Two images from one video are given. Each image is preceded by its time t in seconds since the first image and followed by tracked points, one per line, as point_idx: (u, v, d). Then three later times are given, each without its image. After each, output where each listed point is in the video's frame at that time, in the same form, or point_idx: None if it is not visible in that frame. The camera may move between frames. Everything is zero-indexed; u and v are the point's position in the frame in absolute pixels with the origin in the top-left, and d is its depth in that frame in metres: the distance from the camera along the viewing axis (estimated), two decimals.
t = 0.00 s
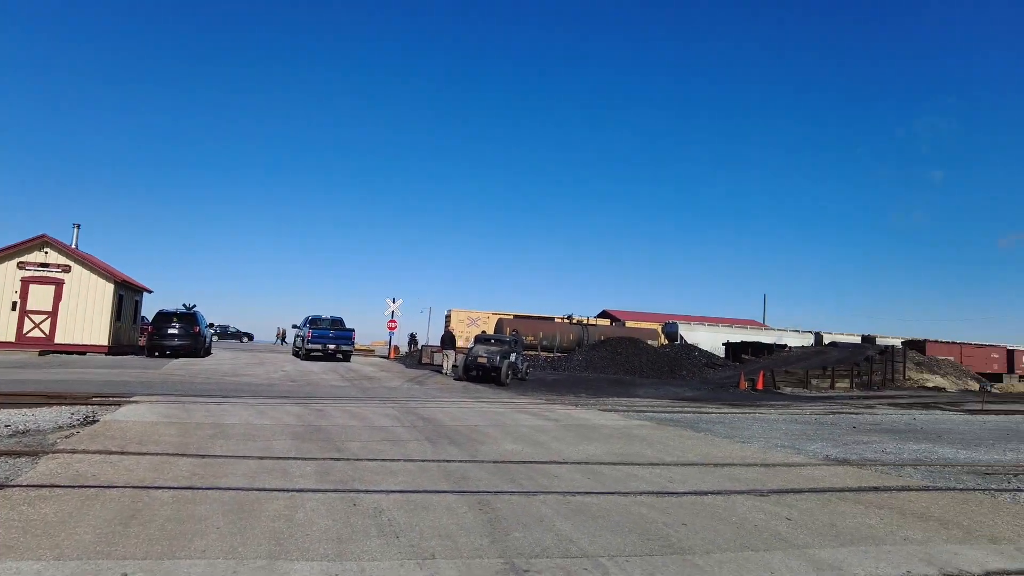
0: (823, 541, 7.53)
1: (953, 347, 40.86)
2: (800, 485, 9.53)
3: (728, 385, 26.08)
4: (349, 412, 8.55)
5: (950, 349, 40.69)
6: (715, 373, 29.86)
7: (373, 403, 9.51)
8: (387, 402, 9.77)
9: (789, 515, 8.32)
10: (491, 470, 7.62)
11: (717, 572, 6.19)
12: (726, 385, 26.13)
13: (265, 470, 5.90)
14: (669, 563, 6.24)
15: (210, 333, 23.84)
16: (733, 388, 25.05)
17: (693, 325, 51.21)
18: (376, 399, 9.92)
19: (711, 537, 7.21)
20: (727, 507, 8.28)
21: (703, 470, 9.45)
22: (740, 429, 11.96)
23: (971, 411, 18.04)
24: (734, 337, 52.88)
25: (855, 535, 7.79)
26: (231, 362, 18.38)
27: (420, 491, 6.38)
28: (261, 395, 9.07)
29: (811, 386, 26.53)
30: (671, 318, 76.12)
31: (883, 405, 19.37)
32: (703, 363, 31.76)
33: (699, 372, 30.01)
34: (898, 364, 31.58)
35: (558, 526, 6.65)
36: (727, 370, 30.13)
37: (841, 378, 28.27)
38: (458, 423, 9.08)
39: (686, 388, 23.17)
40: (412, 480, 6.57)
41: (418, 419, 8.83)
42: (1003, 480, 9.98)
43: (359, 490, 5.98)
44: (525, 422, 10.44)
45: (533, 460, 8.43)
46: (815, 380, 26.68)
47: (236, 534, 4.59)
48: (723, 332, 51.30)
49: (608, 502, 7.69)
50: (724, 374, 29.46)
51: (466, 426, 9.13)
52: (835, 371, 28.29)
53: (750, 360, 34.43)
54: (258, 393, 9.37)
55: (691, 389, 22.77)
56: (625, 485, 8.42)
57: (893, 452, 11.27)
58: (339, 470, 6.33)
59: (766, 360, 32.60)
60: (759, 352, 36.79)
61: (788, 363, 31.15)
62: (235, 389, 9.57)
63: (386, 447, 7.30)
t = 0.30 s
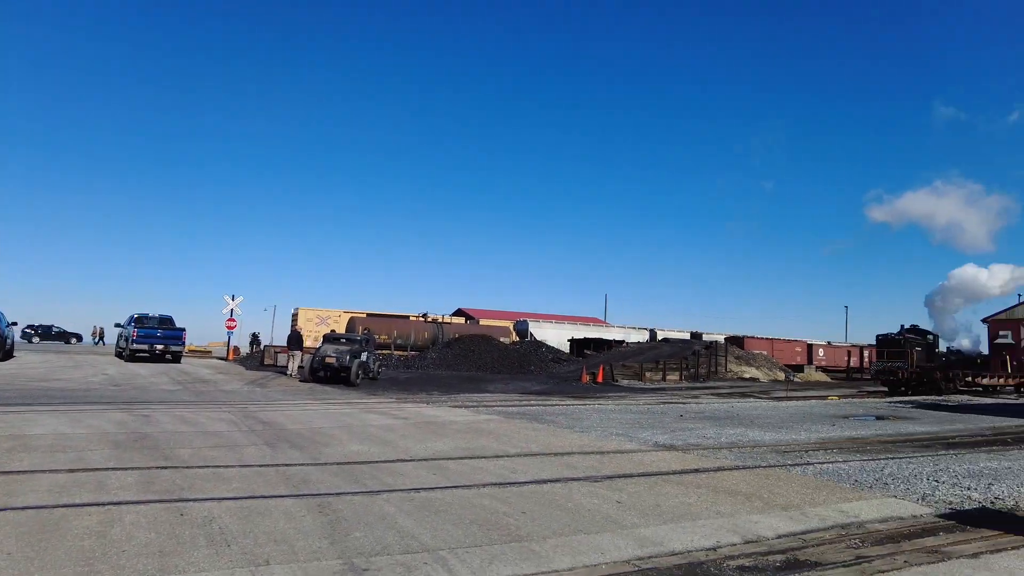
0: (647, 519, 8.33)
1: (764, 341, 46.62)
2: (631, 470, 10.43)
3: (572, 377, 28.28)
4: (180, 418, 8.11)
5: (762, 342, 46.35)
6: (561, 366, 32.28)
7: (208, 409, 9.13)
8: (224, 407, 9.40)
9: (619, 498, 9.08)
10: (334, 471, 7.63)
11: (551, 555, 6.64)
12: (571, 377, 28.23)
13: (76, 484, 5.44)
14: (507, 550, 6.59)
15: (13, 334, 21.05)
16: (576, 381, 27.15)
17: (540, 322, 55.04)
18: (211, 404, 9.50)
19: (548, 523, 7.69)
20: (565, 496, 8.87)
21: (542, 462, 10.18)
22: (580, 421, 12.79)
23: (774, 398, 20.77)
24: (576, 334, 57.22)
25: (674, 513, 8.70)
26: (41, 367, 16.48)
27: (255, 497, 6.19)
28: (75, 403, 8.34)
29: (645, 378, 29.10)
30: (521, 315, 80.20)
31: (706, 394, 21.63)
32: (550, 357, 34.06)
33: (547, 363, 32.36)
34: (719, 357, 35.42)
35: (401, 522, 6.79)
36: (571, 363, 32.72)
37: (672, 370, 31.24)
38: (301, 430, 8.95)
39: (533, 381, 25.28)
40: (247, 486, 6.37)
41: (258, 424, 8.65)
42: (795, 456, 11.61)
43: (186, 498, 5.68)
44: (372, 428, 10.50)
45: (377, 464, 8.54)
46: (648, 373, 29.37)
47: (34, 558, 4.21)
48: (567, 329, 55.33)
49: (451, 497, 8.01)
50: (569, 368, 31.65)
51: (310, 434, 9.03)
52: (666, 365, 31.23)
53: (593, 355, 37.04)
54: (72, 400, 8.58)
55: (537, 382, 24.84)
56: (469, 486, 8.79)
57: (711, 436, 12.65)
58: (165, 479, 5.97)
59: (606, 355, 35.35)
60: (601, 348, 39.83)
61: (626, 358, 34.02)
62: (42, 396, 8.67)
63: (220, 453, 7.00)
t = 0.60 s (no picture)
0: (518, 510, 8.69)
1: (634, 336, 49.57)
2: (504, 462, 10.81)
3: (451, 372, 29.13)
4: (14, 425, 7.43)
5: (633, 337, 49.29)
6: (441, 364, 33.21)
7: (49, 413, 8.43)
8: (69, 412, 8.71)
9: (492, 490, 9.38)
10: (193, 476, 7.31)
11: (422, 550, 6.76)
12: (450, 373, 29.00)
13: None
14: (377, 548, 6.62)
15: None
16: (457, 377, 27.86)
17: (422, 319, 55.45)
18: (54, 408, 8.78)
19: (420, 519, 7.82)
20: (438, 491, 9.03)
21: (417, 464, 10.29)
22: (459, 421, 12.82)
23: (641, 390, 22.25)
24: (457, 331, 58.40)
25: (543, 502, 9.13)
26: None
27: (101, 508, 5.82)
28: None
29: (523, 372, 30.13)
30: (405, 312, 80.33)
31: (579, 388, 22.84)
32: (431, 355, 34.92)
33: (426, 361, 33.27)
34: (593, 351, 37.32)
35: (265, 526, 6.63)
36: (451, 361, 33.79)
37: (548, 365, 32.70)
38: (158, 435, 8.48)
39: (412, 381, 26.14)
40: (92, 496, 5.97)
41: (107, 429, 8.07)
42: (657, 443, 12.53)
43: (17, 516, 5.29)
44: (237, 431, 10.17)
45: (242, 468, 8.27)
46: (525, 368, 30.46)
47: None
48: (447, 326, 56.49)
49: (320, 498, 7.94)
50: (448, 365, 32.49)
51: (168, 438, 8.59)
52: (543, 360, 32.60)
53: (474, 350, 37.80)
54: None
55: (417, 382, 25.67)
56: (340, 487, 8.74)
57: (582, 427, 13.34)
58: None
59: (486, 351, 36.27)
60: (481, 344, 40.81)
61: (504, 354, 35.09)
62: None
63: (61, 463, 6.50)
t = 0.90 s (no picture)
0: (412, 509, 8.63)
1: (533, 332, 50.70)
2: (400, 461, 10.81)
3: (348, 372, 28.88)
4: None
5: (532, 333, 50.46)
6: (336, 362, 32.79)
7: None
8: None
9: (386, 490, 9.31)
10: (57, 489, 6.79)
11: (311, 553, 6.52)
12: (348, 373, 28.68)
13: None
14: (264, 553, 6.38)
15: None
16: (354, 376, 27.58)
17: (318, 316, 53.96)
18: None
19: (311, 522, 7.65)
20: (331, 493, 8.87)
21: (310, 467, 10.09)
22: (355, 423, 13.26)
23: (538, 384, 22.87)
24: (354, 327, 57.45)
25: (438, 499, 9.12)
26: None
27: None
28: None
29: (422, 370, 30.11)
30: (301, 309, 77.95)
31: (478, 384, 23.22)
32: (325, 354, 34.33)
33: (321, 360, 32.72)
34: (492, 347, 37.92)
35: (140, 538, 6.28)
36: (347, 360, 33.43)
37: (447, 362, 32.98)
38: (17, 443, 7.81)
39: (307, 381, 25.74)
40: None
41: None
42: (551, 436, 12.93)
43: None
44: (110, 437, 9.51)
45: (115, 476, 7.77)
46: (425, 365, 30.45)
47: None
48: (344, 324, 55.65)
49: (203, 505, 7.61)
50: (345, 364, 32.06)
51: (28, 447, 7.92)
52: (443, 357, 32.72)
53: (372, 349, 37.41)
54: None
55: (313, 382, 25.34)
56: (225, 492, 8.41)
57: (479, 422, 13.54)
58: None
59: (384, 350, 36.04)
60: (380, 341, 40.52)
61: (403, 352, 35.06)
62: None
63: None
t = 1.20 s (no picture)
0: (338, 509, 8.29)
1: (462, 328, 50.67)
2: (326, 461, 10.61)
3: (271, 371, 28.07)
4: None
5: (462, 329, 50.54)
6: (258, 361, 31.74)
7: None
8: None
9: (311, 491, 9.08)
10: None
11: (232, 557, 6.27)
12: (270, 372, 27.83)
13: None
14: (180, 560, 6.10)
15: None
16: (277, 375, 26.79)
17: (239, 313, 51.97)
18: None
19: (231, 525, 7.27)
20: (252, 495, 8.60)
21: (230, 469, 9.77)
22: (278, 423, 12.93)
23: (468, 381, 22.93)
24: (277, 324, 55.70)
25: (365, 498, 8.90)
26: None
27: None
28: None
29: (350, 368, 29.63)
30: (221, 306, 74.90)
31: (407, 381, 23.03)
32: (246, 352, 33.15)
33: (242, 359, 31.58)
34: (421, 344, 37.69)
35: (41, 551, 5.91)
36: (269, 359, 32.40)
37: (376, 359, 32.55)
38: None
39: (227, 380, 24.83)
40: None
41: None
42: (480, 432, 13.00)
43: None
44: (6, 444, 8.88)
45: (12, 486, 7.27)
46: (353, 363, 29.98)
47: None
48: (266, 321, 53.94)
49: (113, 513, 7.23)
50: (268, 363, 31.12)
51: None
52: (371, 354, 32.31)
53: (296, 346, 36.44)
54: None
55: (233, 381, 24.48)
56: (137, 498, 8.00)
57: (407, 420, 13.44)
58: None
59: (310, 347, 35.21)
60: (305, 339, 39.56)
61: (330, 350, 34.37)
62: None
63: None
